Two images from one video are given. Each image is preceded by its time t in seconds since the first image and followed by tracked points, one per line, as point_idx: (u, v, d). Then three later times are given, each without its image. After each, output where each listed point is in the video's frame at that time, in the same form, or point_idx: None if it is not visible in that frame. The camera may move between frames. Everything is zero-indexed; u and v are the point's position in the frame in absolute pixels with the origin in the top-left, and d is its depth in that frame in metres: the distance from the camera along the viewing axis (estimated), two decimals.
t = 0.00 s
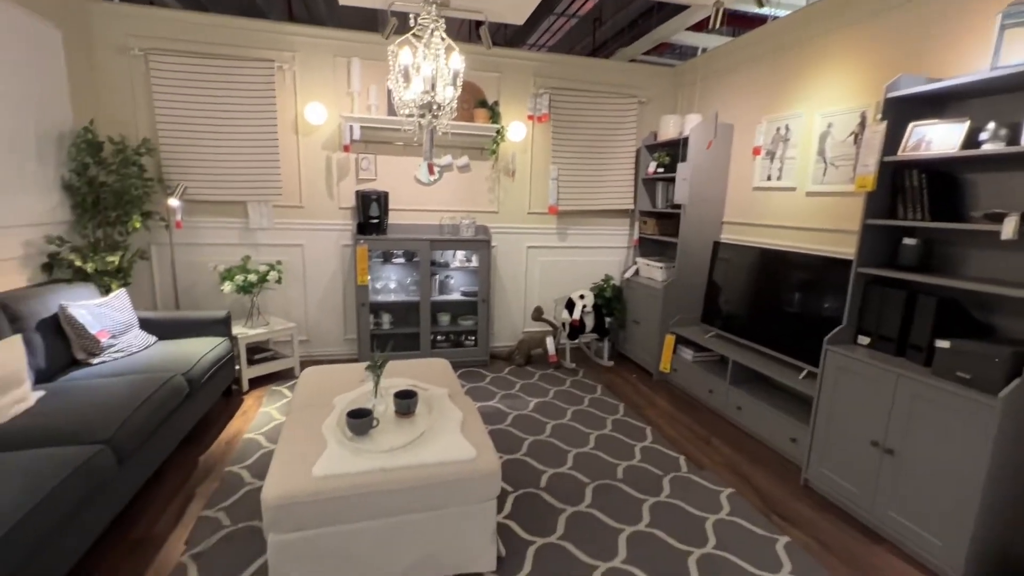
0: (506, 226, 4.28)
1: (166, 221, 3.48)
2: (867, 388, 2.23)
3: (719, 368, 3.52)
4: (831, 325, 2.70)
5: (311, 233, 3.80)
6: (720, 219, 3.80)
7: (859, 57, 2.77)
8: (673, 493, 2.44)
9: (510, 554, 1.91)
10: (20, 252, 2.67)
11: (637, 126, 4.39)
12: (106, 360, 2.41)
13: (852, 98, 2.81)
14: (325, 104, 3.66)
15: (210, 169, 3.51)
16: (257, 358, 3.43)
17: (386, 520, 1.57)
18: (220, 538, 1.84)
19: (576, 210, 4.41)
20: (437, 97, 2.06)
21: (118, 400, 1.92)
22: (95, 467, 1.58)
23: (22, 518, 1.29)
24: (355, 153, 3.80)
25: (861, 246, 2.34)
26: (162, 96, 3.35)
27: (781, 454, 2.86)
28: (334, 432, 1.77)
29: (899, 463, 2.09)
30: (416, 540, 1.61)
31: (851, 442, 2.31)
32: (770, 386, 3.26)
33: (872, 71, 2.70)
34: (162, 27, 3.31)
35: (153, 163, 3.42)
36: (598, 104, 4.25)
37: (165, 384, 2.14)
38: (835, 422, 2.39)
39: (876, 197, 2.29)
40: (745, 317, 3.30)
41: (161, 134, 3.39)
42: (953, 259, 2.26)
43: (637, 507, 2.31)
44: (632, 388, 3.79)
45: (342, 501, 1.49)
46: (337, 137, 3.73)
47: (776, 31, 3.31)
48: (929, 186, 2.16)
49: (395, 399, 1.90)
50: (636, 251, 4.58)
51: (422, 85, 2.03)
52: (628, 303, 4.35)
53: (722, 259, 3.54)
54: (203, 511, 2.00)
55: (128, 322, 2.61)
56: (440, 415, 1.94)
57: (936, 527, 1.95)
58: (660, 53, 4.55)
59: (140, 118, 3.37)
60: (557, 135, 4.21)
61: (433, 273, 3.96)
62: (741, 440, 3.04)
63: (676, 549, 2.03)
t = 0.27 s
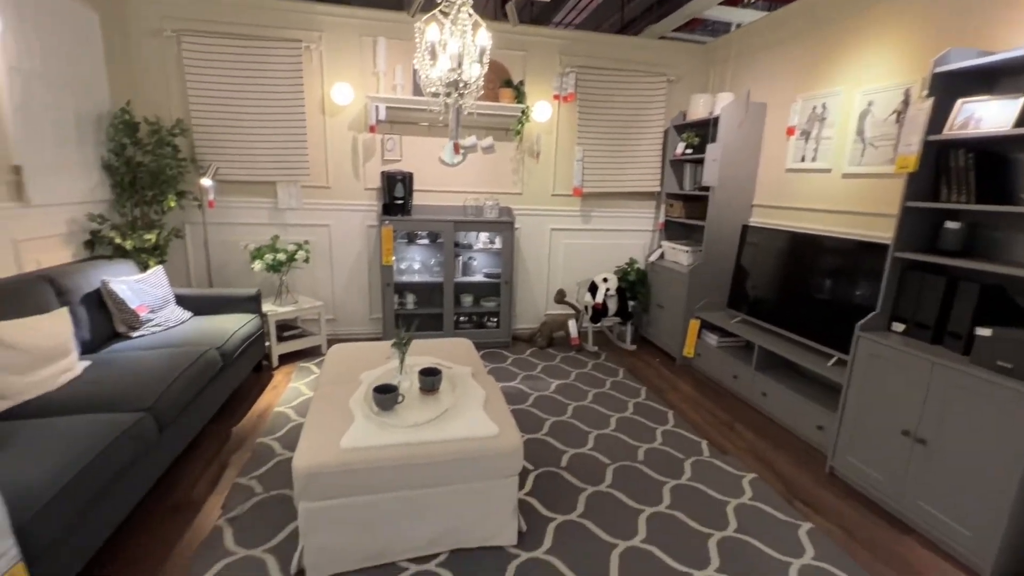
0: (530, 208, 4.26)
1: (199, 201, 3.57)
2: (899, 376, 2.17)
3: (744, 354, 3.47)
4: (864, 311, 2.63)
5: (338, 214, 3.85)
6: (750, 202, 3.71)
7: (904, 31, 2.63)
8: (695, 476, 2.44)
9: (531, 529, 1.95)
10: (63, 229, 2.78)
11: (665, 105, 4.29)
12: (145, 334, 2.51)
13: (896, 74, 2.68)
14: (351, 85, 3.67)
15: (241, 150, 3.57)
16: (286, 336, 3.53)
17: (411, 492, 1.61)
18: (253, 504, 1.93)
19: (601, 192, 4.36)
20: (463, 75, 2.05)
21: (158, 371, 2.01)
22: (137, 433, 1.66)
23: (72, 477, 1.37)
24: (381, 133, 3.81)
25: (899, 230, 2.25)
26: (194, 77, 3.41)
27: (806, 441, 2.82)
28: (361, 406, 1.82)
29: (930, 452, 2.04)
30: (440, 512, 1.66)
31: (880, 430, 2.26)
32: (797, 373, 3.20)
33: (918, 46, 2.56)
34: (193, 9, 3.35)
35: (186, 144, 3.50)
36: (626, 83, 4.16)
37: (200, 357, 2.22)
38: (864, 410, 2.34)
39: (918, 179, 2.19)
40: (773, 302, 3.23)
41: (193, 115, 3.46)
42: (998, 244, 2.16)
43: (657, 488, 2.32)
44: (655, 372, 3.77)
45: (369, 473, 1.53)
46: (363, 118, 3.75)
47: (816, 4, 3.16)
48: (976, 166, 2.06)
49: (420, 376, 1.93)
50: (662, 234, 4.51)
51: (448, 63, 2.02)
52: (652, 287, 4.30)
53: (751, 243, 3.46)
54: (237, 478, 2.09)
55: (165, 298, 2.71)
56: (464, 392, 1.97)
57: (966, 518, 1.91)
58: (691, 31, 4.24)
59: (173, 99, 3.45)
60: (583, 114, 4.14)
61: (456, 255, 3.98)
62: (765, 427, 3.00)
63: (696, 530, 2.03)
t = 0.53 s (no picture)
0: (553, 189, 4.22)
1: (228, 180, 3.65)
2: (932, 364, 2.11)
3: (769, 339, 3.42)
4: (897, 297, 2.55)
5: (362, 194, 3.89)
6: (780, 184, 3.60)
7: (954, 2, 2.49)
8: (715, 459, 2.44)
9: (551, 506, 1.97)
10: (101, 207, 2.88)
11: (694, 84, 4.16)
12: (179, 309, 2.60)
13: (942, 49, 2.55)
14: (375, 64, 3.67)
15: (268, 130, 3.62)
16: (312, 314, 3.61)
17: (434, 466, 1.65)
18: (282, 474, 2.00)
19: (625, 174, 4.29)
20: (489, 52, 2.03)
21: (192, 344, 2.08)
22: (173, 403, 1.73)
23: (115, 442, 1.44)
24: (405, 113, 3.81)
25: (939, 213, 2.16)
26: (222, 57, 3.45)
27: (831, 429, 2.78)
28: (385, 382, 1.86)
29: (962, 442, 1.99)
30: (462, 486, 1.70)
31: (909, 419, 2.21)
32: (824, 360, 3.14)
33: (969, 18, 2.42)
34: None
35: (215, 124, 3.56)
36: (653, 60, 4.05)
37: (232, 332, 2.29)
38: (893, 398, 2.28)
39: (962, 159, 2.10)
40: (801, 287, 3.16)
41: (221, 95, 3.51)
42: None
43: (677, 471, 2.32)
44: (676, 356, 3.75)
45: (393, 446, 1.57)
46: (387, 98, 3.75)
47: None
48: None
49: (443, 354, 1.96)
50: (687, 217, 4.43)
51: (474, 40, 2.00)
52: (676, 271, 4.24)
53: (780, 226, 3.37)
54: (267, 448, 2.17)
55: (197, 275, 2.79)
56: (486, 371, 2.00)
57: (997, 510, 1.87)
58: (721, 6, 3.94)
59: (202, 79, 3.50)
60: (608, 93, 4.06)
61: (479, 236, 3.99)
62: (789, 413, 2.97)
63: (716, 513, 2.03)
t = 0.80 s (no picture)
0: (575, 171, 4.17)
1: (254, 160, 3.71)
2: (967, 352, 2.05)
3: (794, 325, 3.35)
4: (931, 283, 2.47)
5: (384, 174, 3.90)
6: (811, 165, 3.49)
7: None
8: (735, 444, 2.42)
9: (568, 485, 2.00)
10: (133, 185, 2.96)
11: (724, 61, 4.03)
12: (209, 286, 2.67)
13: (993, 21, 2.41)
14: (398, 42, 3.64)
15: (292, 109, 3.64)
16: (335, 293, 3.67)
17: (454, 443, 1.68)
18: (307, 446, 2.07)
19: (649, 155, 4.21)
20: (512, 29, 2.00)
21: (220, 320, 2.14)
22: (204, 376, 1.79)
23: (151, 411, 1.50)
24: (427, 93, 3.79)
25: (980, 196, 2.07)
26: (247, 37, 3.47)
27: (855, 417, 2.73)
28: (407, 360, 1.89)
29: (994, 434, 1.93)
30: (481, 463, 1.73)
31: (939, 408, 2.15)
32: (851, 347, 3.07)
33: None
34: None
35: (241, 103, 3.61)
36: (681, 37, 3.93)
37: (258, 309, 2.35)
38: (923, 387, 2.23)
39: (1008, 139, 1.99)
40: (829, 272, 3.07)
41: (246, 75, 3.54)
42: None
43: (696, 454, 2.32)
44: (697, 341, 3.71)
45: (415, 422, 1.61)
46: (409, 77, 3.73)
47: None
48: None
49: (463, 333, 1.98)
50: (712, 200, 4.33)
51: (497, 16, 1.97)
52: (699, 255, 4.17)
53: (809, 209, 3.27)
54: (293, 422, 2.24)
55: (225, 253, 2.86)
56: (506, 351, 2.01)
57: None
58: None
59: (228, 59, 3.53)
60: (634, 71, 3.96)
61: (499, 217, 3.97)
62: (812, 400, 2.92)
63: (735, 497, 2.03)
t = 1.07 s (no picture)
0: (599, 150, 4.10)
1: (279, 139, 3.75)
2: (1006, 339, 1.97)
3: (822, 310, 3.27)
4: (971, 266, 2.37)
5: (407, 153, 3.91)
6: (846, 144, 3.36)
7: None
8: (757, 428, 2.40)
9: (587, 463, 2.01)
10: (164, 163, 3.03)
11: (756, 35, 3.86)
12: (237, 263, 2.74)
13: None
14: (421, 19, 3.61)
15: (316, 88, 3.66)
16: (359, 271, 3.72)
17: (474, 418, 1.71)
18: (332, 419, 2.12)
19: (676, 134, 4.10)
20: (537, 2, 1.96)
21: (249, 295, 2.20)
22: (234, 348, 1.85)
23: (185, 380, 1.56)
24: (449, 70, 3.75)
25: None
26: (272, 15, 3.48)
27: (884, 404, 2.67)
28: (429, 336, 1.91)
29: None
30: (500, 439, 1.75)
31: (973, 396, 2.09)
32: (882, 332, 2.98)
33: None
34: None
35: (266, 82, 3.64)
36: (712, 10, 3.78)
37: (284, 286, 2.40)
38: (957, 373, 2.15)
39: None
40: (862, 255, 2.98)
41: (271, 53, 3.56)
42: None
43: (716, 436, 2.31)
44: (720, 324, 3.66)
45: (437, 396, 1.63)
46: (431, 54, 3.70)
47: None
48: None
49: (484, 311, 1.99)
50: (740, 180, 4.22)
51: None
52: (725, 237, 4.08)
53: (842, 190, 3.16)
54: (318, 395, 2.30)
55: (253, 231, 2.92)
56: (527, 329, 2.02)
57: None
58: None
59: (253, 37, 3.55)
60: (662, 46, 3.85)
61: (521, 197, 3.95)
62: (838, 386, 2.86)
63: (756, 479, 2.01)
